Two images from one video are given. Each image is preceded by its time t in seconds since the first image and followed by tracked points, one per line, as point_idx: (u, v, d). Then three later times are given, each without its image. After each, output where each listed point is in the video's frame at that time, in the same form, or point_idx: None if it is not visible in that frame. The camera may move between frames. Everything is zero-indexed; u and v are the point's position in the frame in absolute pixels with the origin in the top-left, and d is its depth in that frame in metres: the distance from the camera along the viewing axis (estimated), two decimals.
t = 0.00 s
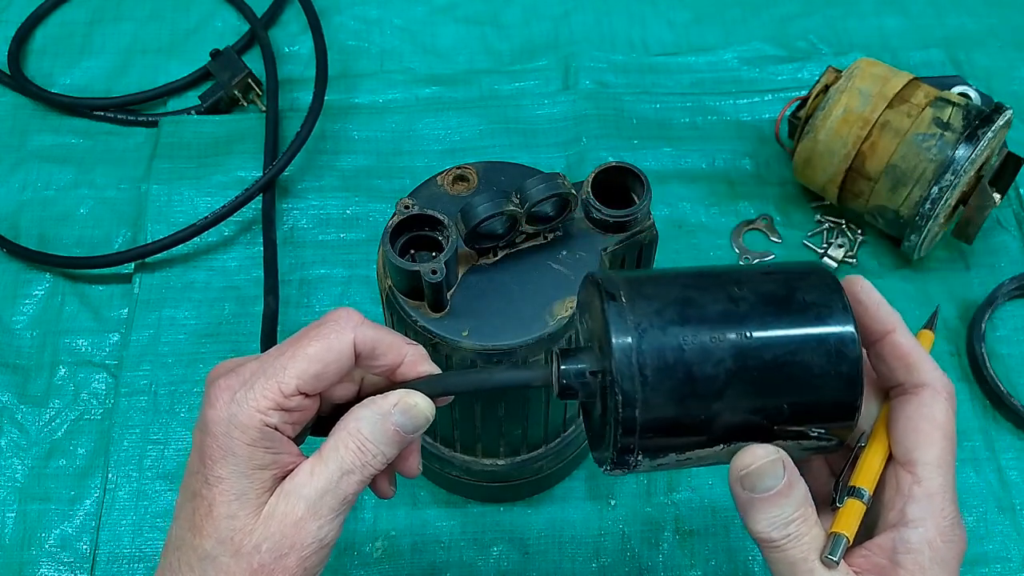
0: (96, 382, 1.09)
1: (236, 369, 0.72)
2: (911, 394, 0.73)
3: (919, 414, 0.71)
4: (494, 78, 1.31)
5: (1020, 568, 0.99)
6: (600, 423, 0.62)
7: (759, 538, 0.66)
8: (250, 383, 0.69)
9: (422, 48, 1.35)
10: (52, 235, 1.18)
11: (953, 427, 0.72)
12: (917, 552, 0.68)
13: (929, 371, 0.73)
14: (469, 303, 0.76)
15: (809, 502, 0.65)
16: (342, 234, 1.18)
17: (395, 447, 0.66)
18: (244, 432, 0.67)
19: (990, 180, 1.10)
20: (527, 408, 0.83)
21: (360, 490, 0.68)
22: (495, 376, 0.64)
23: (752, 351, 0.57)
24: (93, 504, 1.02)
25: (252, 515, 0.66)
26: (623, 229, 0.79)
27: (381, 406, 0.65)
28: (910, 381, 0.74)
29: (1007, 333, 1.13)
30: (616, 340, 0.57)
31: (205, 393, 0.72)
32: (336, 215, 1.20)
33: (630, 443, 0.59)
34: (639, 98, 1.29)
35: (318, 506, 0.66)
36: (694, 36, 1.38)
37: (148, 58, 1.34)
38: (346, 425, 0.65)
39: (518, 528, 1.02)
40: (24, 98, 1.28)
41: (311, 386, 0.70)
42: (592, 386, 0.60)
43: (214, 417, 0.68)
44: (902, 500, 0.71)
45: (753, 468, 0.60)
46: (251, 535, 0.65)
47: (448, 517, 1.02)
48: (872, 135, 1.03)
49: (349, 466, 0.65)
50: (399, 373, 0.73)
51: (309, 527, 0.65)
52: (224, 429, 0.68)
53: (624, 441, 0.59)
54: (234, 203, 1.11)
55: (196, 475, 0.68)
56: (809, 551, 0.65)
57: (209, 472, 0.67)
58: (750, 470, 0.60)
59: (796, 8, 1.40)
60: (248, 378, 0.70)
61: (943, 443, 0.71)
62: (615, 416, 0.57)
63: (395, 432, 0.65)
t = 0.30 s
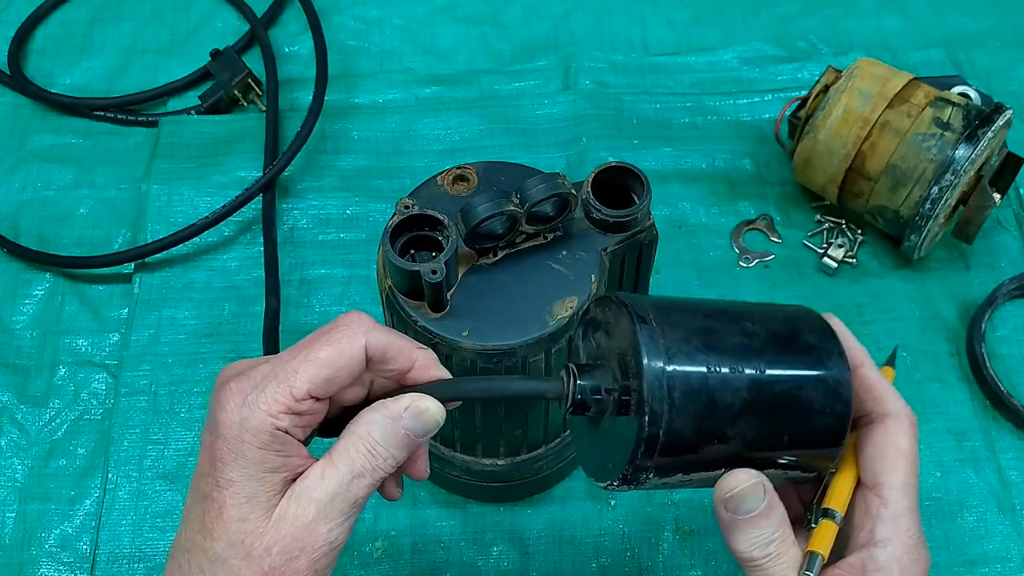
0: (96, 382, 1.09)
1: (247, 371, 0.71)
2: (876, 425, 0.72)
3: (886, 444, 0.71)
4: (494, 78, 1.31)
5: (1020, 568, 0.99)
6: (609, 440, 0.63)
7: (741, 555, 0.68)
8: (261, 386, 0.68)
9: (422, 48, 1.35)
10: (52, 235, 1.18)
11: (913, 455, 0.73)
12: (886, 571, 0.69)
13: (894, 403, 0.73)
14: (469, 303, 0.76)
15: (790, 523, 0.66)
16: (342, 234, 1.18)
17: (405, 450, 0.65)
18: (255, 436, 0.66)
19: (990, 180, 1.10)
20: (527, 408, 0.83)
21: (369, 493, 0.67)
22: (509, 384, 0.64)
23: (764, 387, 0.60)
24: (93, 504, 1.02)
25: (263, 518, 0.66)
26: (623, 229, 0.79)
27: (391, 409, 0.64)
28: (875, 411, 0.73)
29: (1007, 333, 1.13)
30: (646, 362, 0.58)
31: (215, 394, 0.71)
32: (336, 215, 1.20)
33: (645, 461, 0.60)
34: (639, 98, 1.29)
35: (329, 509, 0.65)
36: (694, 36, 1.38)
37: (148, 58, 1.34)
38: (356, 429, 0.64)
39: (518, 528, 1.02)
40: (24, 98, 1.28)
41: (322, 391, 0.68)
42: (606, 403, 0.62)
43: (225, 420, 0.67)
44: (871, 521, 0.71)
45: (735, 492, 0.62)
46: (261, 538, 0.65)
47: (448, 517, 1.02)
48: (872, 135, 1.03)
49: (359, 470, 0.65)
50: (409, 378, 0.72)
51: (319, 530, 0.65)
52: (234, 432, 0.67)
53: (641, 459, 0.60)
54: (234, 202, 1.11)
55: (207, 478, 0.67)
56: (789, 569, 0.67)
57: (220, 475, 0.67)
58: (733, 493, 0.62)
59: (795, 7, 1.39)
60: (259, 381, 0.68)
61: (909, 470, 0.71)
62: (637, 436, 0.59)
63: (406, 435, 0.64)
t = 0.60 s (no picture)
0: (96, 382, 1.09)
1: (256, 373, 0.71)
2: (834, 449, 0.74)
3: (844, 468, 0.73)
4: (495, 78, 1.31)
5: (1020, 568, 0.99)
6: (607, 453, 0.63)
7: None
8: (269, 388, 0.67)
9: (422, 48, 1.35)
10: (52, 235, 1.18)
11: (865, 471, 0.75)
12: None
13: (847, 426, 0.74)
14: (468, 303, 0.76)
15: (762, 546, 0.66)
16: (342, 234, 1.18)
17: (412, 451, 0.65)
18: (263, 437, 0.66)
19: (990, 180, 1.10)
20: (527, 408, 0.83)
21: (376, 494, 0.67)
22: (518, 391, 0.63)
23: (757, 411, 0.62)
24: (93, 504, 1.02)
25: (270, 519, 0.66)
26: (623, 229, 0.79)
27: (399, 411, 0.64)
28: (831, 435, 0.74)
29: (1007, 333, 1.13)
30: (661, 379, 0.59)
31: (224, 395, 0.70)
32: (336, 215, 1.20)
33: (650, 472, 0.60)
34: (639, 98, 1.29)
35: (335, 510, 0.65)
36: (694, 36, 1.38)
37: (148, 58, 1.34)
38: (364, 431, 0.64)
39: (519, 529, 1.02)
40: (23, 98, 1.28)
41: (330, 393, 0.68)
42: (610, 415, 0.62)
43: (232, 421, 0.67)
44: (831, 540, 0.73)
45: (710, 512, 0.63)
46: (268, 539, 0.65)
47: (448, 517, 1.02)
48: (872, 135, 1.04)
49: (366, 471, 0.65)
50: (415, 381, 0.73)
51: (325, 531, 0.65)
52: (242, 433, 0.66)
53: (647, 469, 0.60)
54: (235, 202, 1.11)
55: (214, 478, 0.67)
56: None
57: (227, 476, 0.66)
58: (708, 513, 0.63)
59: (795, 7, 1.39)
60: (267, 383, 0.68)
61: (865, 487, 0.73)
62: (647, 448, 0.59)
63: (413, 437, 0.64)
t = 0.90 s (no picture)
0: (96, 382, 1.09)
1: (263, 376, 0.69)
2: (788, 478, 0.77)
3: (798, 494, 0.76)
4: (494, 78, 1.31)
5: (1020, 568, 0.99)
6: (602, 469, 0.62)
7: None
8: (279, 393, 0.66)
9: (422, 48, 1.35)
10: (52, 235, 1.18)
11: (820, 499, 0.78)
12: None
13: (800, 456, 0.78)
14: (468, 303, 0.76)
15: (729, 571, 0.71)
16: (342, 234, 1.18)
17: (420, 455, 0.65)
18: (273, 442, 0.65)
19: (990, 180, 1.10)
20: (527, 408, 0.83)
21: (383, 497, 0.67)
22: (527, 402, 0.61)
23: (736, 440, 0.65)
24: (93, 504, 1.02)
25: (279, 523, 0.65)
26: (623, 229, 0.79)
27: (407, 416, 0.63)
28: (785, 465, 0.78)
29: (1007, 333, 1.13)
30: (669, 403, 0.60)
31: (232, 398, 0.69)
32: (336, 215, 1.20)
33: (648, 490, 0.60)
34: (639, 98, 1.29)
35: (343, 514, 0.65)
36: (694, 36, 1.38)
37: (148, 58, 1.34)
38: (372, 437, 0.64)
39: (519, 529, 1.02)
40: (24, 98, 1.28)
41: (340, 398, 0.67)
42: (609, 432, 0.62)
43: (241, 425, 0.66)
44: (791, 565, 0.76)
45: (685, 535, 0.68)
46: (278, 543, 0.65)
47: (448, 517, 1.02)
48: (872, 135, 1.03)
49: (375, 476, 0.65)
50: (424, 387, 0.72)
51: (334, 535, 0.65)
52: (251, 438, 0.66)
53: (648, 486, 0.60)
54: (235, 201, 1.11)
55: (222, 482, 0.67)
56: None
57: (236, 480, 0.66)
58: (682, 537, 0.68)
59: (795, 8, 1.39)
60: (276, 388, 0.67)
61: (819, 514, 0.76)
62: (652, 465, 0.59)
63: (422, 442, 0.64)
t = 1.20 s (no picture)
0: (96, 382, 1.09)
1: (270, 383, 0.69)
2: (765, 493, 0.79)
3: (775, 508, 0.78)
4: (495, 78, 1.31)
5: (1020, 568, 0.99)
6: (598, 482, 0.62)
7: None
8: (286, 400, 0.66)
9: (422, 48, 1.35)
10: (52, 235, 1.18)
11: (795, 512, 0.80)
12: None
13: (776, 472, 0.80)
14: (468, 303, 0.76)
15: None
16: (342, 234, 1.18)
17: (426, 463, 0.65)
18: (280, 449, 0.65)
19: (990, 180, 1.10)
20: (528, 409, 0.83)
21: (388, 504, 0.67)
22: (529, 414, 0.60)
23: (721, 459, 0.67)
24: (93, 504, 1.02)
25: (285, 529, 0.65)
26: (623, 229, 0.79)
27: (414, 424, 0.63)
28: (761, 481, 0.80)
29: (1007, 333, 1.13)
30: (668, 420, 0.60)
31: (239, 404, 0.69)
32: (336, 215, 1.20)
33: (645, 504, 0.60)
34: (639, 98, 1.29)
35: (349, 521, 0.65)
36: (694, 36, 1.38)
37: (148, 58, 1.34)
38: (378, 445, 0.64)
39: (520, 530, 1.02)
40: (23, 98, 1.28)
41: (347, 406, 0.67)
42: (607, 447, 0.62)
43: (248, 432, 0.66)
44: None
45: (670, 547, 0.70)
46: (284, 549, 0.65)
47: (448, 517, 1.02)
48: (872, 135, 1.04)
49: (381, 484, 0.64)
50: (431, 395, 0.72)
51: (339, 542, 0.65)
52: (258, 445, 0.65)
53: (645, 501, 0.60)
54: (236, 201, 1.11)
55: (228, 488, 0.67)
56: None
57: (242, 486, 0.66)
58: (668, 549, 0.70)
59: (795, 8, 1.39)
60: (284, 395, 0.66)
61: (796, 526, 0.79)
62: (650, 480, 0.59)
63: (428, 450, 0.64)
